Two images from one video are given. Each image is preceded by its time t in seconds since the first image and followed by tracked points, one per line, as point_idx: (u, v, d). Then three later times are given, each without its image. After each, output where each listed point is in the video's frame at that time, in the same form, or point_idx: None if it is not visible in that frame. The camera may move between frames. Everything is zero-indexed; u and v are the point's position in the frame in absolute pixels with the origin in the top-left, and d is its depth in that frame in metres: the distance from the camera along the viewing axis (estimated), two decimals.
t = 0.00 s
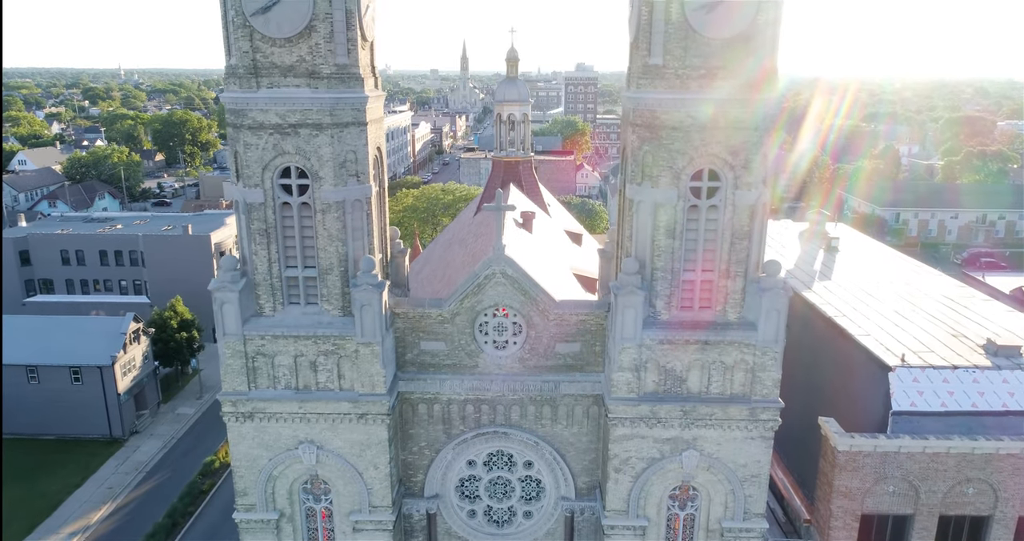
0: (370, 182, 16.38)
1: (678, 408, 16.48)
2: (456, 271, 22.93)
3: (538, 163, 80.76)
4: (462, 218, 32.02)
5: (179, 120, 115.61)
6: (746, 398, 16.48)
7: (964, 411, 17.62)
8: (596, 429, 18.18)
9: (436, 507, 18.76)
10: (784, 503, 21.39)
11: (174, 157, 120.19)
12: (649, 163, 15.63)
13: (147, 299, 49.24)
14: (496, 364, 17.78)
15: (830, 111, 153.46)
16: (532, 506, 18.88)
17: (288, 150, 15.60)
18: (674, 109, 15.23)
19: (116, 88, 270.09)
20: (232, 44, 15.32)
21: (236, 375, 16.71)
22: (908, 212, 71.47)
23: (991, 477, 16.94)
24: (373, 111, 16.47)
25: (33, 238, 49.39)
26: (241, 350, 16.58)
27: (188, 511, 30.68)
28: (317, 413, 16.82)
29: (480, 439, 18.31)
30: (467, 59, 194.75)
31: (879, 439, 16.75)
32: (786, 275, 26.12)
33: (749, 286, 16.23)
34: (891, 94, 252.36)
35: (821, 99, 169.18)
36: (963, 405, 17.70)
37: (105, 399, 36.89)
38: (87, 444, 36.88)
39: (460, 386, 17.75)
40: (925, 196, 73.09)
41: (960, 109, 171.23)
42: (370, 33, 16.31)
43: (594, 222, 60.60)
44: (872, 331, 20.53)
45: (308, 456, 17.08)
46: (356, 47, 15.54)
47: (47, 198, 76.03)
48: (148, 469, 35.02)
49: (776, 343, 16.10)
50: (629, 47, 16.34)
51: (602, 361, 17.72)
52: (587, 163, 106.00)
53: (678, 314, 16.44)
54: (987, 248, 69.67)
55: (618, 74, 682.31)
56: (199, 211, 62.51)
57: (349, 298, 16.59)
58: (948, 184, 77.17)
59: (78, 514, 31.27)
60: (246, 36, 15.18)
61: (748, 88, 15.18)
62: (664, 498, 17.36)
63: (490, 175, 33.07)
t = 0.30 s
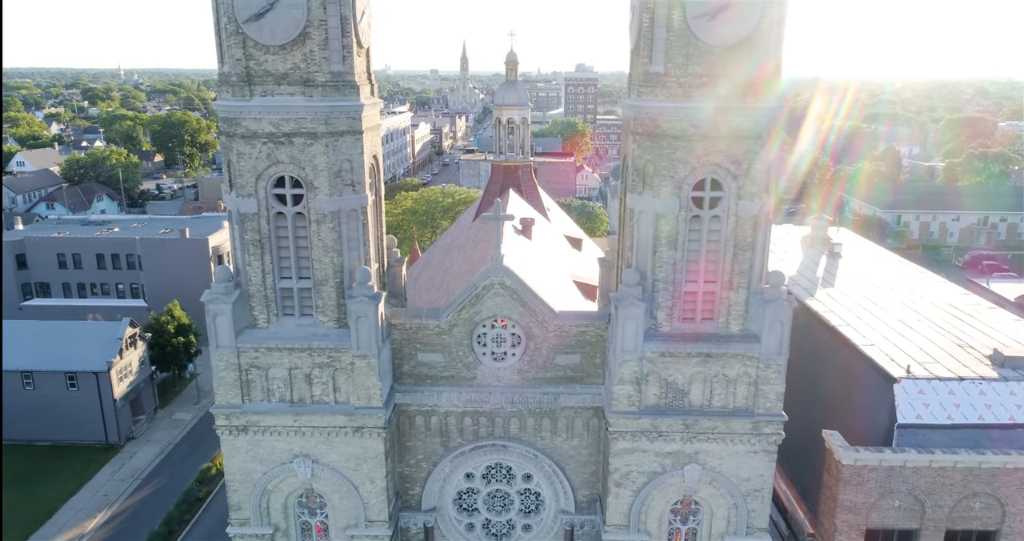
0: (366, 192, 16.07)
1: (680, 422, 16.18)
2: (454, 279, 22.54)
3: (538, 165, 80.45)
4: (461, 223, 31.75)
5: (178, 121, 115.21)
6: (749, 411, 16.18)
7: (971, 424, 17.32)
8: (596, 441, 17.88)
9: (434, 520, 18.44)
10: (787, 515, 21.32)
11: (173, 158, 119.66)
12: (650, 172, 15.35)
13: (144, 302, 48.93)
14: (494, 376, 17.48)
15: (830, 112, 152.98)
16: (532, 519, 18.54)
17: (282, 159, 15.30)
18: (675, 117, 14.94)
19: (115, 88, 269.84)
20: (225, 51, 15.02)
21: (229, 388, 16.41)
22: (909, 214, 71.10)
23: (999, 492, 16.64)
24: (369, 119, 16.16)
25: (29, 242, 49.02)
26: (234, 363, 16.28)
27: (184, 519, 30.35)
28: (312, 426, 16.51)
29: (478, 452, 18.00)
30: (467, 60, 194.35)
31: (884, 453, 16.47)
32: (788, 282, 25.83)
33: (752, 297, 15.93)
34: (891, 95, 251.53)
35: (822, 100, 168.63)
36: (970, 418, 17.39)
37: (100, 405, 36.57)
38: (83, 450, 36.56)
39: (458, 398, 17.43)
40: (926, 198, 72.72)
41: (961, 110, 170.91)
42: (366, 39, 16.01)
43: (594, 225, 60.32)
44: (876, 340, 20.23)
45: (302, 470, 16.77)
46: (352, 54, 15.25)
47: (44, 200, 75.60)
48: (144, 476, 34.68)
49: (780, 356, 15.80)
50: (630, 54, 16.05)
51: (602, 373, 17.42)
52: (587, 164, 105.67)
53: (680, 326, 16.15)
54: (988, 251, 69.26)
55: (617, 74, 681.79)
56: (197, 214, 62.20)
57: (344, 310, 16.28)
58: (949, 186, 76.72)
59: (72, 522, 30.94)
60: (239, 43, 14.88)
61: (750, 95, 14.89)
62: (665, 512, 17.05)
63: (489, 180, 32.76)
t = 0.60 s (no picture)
0: (361, 201, 15.75)
1: (681, 436, 15.86)
2: (452, 288, 22.17)
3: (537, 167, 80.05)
4: (459, 228, 31.38)
5: (176, 122, 114.82)
6: (752, 426, 15.87)
7: (978, 437, 17.00)
8: (597, 455, 17.56)
9: (431, 535, 18.08)
10: (791, 528, 21.18)
11: (171, 159, 119.11)
12: (651, 182, 15.04)
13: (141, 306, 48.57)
14: (492, 389, 17.16)
15: (831, 112, 152.52)
16: (531, 533, 18.21)
17: (275, 169, 14.97)
18: (677, 127, 14.62)
19: (115, 89, 269.47)
20: (217, 58, 14.69)
21: (222, 402, 16.09)
22: (910, 216, 70.64)
23: (1006, 507, 16.33)
24: (364, 127, 15.83)
25: (24, 245, 48.52)
26: (227, 376, 15.96)
27: (180, 527, 29.97)
28: (307, 440, 16.18)
29: (476, 466, 17.66)
30: (467, 60, 193.83)
31: (890, 468, 16.16)
32: (791, 289, 25.49)
33: (755, 309, 15.60)
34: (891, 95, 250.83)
35: (822, 100, 168.16)
36: (976, 431, 17.07)
37: (95, 411, 36.21)
38: (78, 457, 36.24)
39: (455, 411, 17.10)
40: (927, 200, 72.35)
41: (961, 111, 170.49)
42: (361, 47, 15.69)
43: (594, 227, 59.90)
44: (881, 351, 19.91)
45: (296, 485, 16.44)
46: (346, 61, 14.94)
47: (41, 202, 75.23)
48: (140, 483, 34.35)
49: (783, 370, 15.49)
50: (631, 61, 15.75)
51: (603, 386, 17.09)
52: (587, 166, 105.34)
53: (682, 339, 15.83)
54: (990, 254, 68.88)
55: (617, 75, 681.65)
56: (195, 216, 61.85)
57: (339, 322, 15.95)
58: (950, 188, 76.30)
59: (67, 531, 30.61)
60: (231, 50, 14.56)
61: (753, 104, 14.58)
62: (666, 527, 16.74)
63: (488, 185, 32.38)
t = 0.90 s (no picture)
0: (356, 212, 15.43)
1: (683, 451, 15.55)
2: (450, 296, 21.78)
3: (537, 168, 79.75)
4: (458, 233, 31.07)
5: (175, 123, 114.45)
6: (755, 440, 15.57)
7: (985, 452, 16.69)
8: (597, 469, 17.26)
9: None
10: None
11: (169, 160, 118.73)
12: (652, 192, 14.73)
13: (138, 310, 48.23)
14: (490, 402, 16.84)
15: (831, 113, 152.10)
16: None
17: (268, 179, 14.66)
18: (680, 137, 14.29)
19: (114, 89, 269.13)
20: (209, 66, 14.37)
21: (215, 416, 15.77)
22: (911, 218, 70.20)
23: (1014, 523, 16.03)
24: (360, 136, 15.51)
25: (21, 248, 48.48)
26: (220, 390, 15.65)
27: (175, 536, 29.61)
28: (301, 455, 15.87)
29: (474, 479, 17.35)
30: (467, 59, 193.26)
31: (896, 484, 15.87)
32: (793, 297, 25.19)
33: (758, 322, 15.29)
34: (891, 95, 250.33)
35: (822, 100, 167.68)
36: (984, 445, 16.77)
37: (91, 418, 35.89)
38: (73, 463, 35.93)
39: (453, 424, 16.80)
40: (928, 202, 72.00)
41: (962, 112, 168.82)
42: (357, 54, 15.38)
43: (594, 229, 59.58)
44: (885, 362, 19.61)
45: (291, 500, 16.13)
46: (341, 69, 14.65)
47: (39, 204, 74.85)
48: (136, 490, 34.02)
49: (787, 384, 15.19)
50: (632, 69, 15.44)
51: (603, 399, 16.79)
52: (587, 167, 105.01)
53: (684, 352, 15.52)
54: (991, 256, 68.55)
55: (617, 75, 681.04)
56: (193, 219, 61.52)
57: (334, 335, 15.64)
58: (950, 190, 75.96)
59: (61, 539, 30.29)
60: (223, 58, 14.25)
61: (754, 108, 14.27)
62: None
63: (487, 190, 32.04)
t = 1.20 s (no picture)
0: (352, 222, 15.14)
1: (685, 467, 15.25)
2: (446, 305, 21.39)
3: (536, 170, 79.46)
4: (457, 238, 30.77)
5: (174, 124, 114.13)
6: (758, 455, 15.27)
7: (992, 466, 16.41)
8: (597, 483, 16.95)
9: None
10: None
11: (168, 161, 118.45)
12: (654, 204, 14.45)
13: (136, 313, 47.96)
14: (488, 415, 16.55)
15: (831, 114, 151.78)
16: None
17: (261, 190, 14.36)
18: (682, 148, 14.00)
19: (114, 89, 269.30)
20: (201, 75, 14.08)
21: (208, 430, 15.47)
22: (912, 221, 69.77)
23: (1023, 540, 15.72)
24: (355, 145, 15.21)
25: (18, 252, 48.36)
26: (213, 404, 15.35)
27: None
28: (296, 470, 15.57)
29: (472, 493, 17.04)
30: (466, 59, 192.77)
31: (902, 500, 15.60)
32: (796, 305, 24.91)
33: (761, 335, 15.01)
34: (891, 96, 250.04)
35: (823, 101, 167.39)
36: (991, 460, 16.50)
37: (87, 424, 35.58)
38: (69, 470, 35.63)
39: (450, 438, 16.50)
40: (930, 204, 71.61)
41: (962, 113, 168.58)
42: (353, 62, 15.09)
43: (593, 231, 59.32)
44: (889, 373, 19.34)
45: (285, 516, 15.83)
46: (336, 78, 14.35)
47: (37, 206, 74.52)
48: (132, 497, 33.71)
49: (791, 398, 14.89)
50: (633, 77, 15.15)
51: (603, 412, 16.49)
52: (587, 168, 104.60)
53: (686, 367, 15.24)
54: (993, 259, 68.29)
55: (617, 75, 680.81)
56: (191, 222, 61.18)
57: (330, 348, 15.34)
58: (951, 192, 75.73)
59: None
60: (215, 67, 13.93)
61: (754, 110, 13.93)
62: None
63: (486, 195, 31.66)
